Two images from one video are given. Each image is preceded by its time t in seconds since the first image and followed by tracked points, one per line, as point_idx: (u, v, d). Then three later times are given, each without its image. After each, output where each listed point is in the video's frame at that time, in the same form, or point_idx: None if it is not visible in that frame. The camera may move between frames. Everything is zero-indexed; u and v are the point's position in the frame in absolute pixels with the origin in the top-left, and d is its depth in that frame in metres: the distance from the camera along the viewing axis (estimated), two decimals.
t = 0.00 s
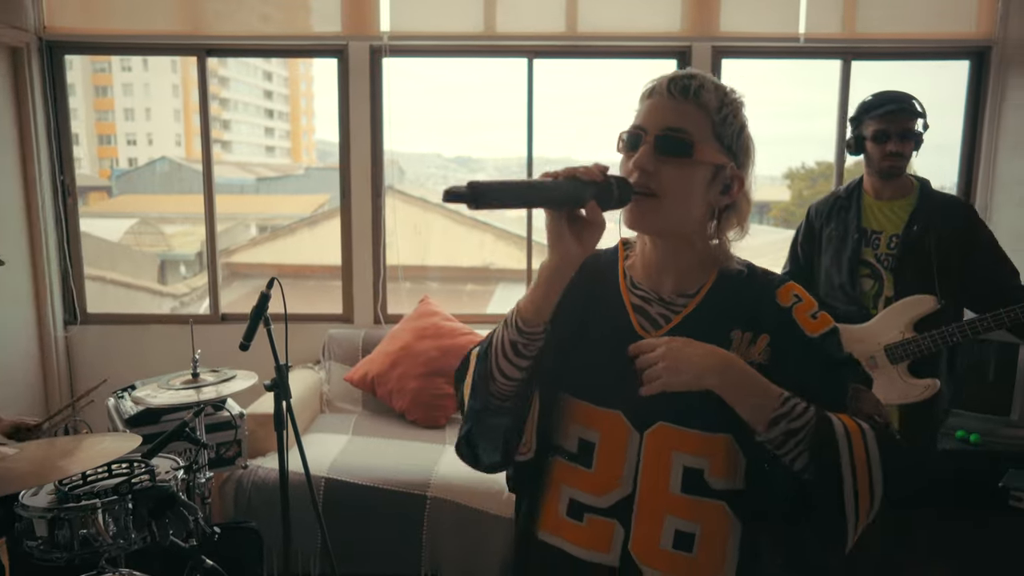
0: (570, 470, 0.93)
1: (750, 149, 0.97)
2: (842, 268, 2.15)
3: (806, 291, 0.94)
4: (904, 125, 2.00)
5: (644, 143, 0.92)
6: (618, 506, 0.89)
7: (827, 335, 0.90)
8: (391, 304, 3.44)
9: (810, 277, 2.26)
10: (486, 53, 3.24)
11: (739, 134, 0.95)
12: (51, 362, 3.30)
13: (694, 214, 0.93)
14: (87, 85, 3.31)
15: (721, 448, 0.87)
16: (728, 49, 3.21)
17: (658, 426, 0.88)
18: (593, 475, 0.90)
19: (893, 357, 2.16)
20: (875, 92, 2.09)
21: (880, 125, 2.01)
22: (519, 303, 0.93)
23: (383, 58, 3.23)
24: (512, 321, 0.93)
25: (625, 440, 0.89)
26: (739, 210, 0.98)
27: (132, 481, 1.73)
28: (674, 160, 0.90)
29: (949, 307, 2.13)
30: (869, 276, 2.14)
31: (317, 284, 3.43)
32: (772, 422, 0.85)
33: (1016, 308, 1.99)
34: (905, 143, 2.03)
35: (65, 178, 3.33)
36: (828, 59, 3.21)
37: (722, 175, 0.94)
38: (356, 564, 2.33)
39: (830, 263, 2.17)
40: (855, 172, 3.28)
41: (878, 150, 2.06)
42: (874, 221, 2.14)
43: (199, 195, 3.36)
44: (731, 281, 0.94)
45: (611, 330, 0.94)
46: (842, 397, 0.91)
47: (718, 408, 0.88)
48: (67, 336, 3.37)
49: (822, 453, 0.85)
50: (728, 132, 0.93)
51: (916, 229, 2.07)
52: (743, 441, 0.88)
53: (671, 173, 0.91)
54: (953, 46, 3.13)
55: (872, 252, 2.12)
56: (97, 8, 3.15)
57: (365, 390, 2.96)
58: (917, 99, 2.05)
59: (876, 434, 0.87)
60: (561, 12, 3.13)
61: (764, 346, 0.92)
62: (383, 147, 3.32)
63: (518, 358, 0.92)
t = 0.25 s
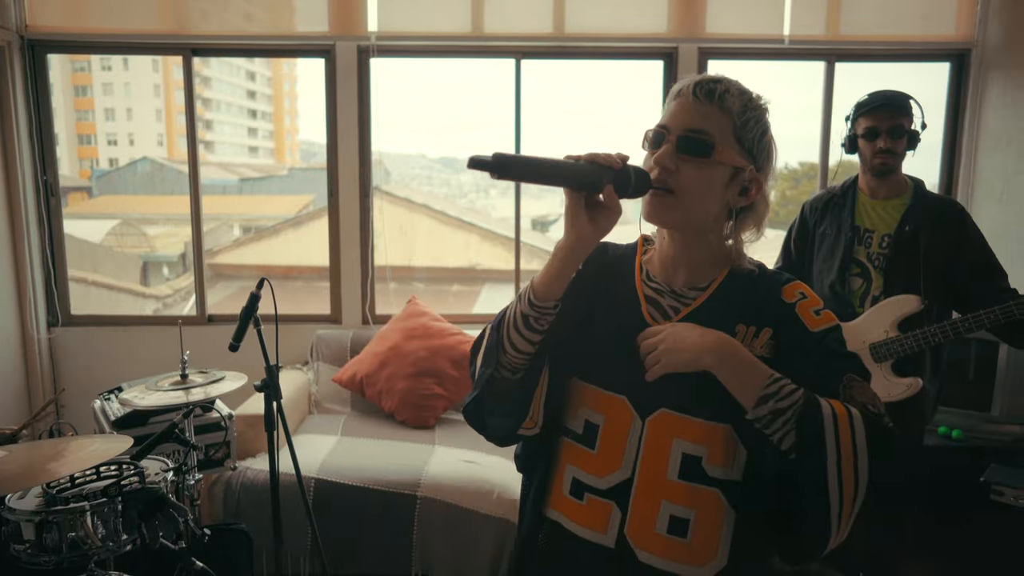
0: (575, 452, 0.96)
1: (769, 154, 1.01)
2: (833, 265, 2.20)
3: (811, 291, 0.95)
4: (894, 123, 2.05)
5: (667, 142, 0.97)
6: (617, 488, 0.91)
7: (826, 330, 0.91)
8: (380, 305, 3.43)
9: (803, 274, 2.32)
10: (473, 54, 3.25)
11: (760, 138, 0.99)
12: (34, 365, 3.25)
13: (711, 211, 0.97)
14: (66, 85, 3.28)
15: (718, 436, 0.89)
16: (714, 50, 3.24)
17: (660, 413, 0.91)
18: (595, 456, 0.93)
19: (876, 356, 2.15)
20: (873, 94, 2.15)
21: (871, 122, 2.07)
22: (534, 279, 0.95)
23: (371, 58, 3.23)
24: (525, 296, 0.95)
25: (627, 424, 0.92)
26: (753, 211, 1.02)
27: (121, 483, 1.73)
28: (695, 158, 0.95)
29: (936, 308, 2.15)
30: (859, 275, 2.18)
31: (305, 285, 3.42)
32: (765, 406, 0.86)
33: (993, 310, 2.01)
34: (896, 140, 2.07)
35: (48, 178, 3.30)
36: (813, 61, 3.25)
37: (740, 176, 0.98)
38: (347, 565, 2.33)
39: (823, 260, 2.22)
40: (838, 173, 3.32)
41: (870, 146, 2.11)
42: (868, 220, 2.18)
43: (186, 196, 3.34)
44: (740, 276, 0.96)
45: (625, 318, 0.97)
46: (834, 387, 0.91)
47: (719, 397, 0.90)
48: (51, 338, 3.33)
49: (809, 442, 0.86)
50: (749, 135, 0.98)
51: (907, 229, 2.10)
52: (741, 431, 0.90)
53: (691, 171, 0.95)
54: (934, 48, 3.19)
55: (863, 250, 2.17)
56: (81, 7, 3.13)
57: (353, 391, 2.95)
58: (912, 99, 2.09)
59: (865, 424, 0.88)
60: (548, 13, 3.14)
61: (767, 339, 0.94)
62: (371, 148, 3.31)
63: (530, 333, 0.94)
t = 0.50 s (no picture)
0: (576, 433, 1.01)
1: (774, 157, 1.03)
2: (817, 261, 2.24)
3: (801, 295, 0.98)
4: (879, 123, 2.09)
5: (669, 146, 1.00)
6: (610, 469, 0.97)
7: (811, 333, 0.94)
8: (368, 305, 3.43)
9: (789, 270, 2.35)
10: (460, 55, 3.26)
11: (762, 143, 1.01)
12: (18, 369, 3.21)
13: (710, 212, 1.00)
14: (45, 85, 3.25)
15: (703, 427, 0.93)
16: (700, 52, 3.27)
17: (648, 401, 0.95)
18: (591, 438, 0.99)
19: (852, 352, 2.17)
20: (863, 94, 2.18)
21: (857, 121, 2.11)
22: (537, 270, 0.99)
23: (359, 59, 3.23)
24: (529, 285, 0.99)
25: (622, 409, 0.97)
26: (756, 212, 1.05)
27: (111, 485, 1.72)
28: (694, 162, 0.98)
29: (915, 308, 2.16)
30: (841, 272, 2.22)
31: (293, 286, 3.41)
32: (740, 399, 0.89)
33: (959, 312, 2.04)
34: (880, 141, 2.10)
35: (31, 179, 3.27)
36: (797, 63, 3.29)
37: (741, 179, 1.01)
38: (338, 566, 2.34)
39: (810, 255, 2.25)
40: (822, 174, 3.37)
41: (852, 147, 2.15)
42: (852, 219, 2.22)
43: (172, 196, 3.32)
44: (735, 275, 0.99)
45: (626, 309, 1.01)
46: (805, 387, 0.95)
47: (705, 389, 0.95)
48: (34, 341, 3.30)
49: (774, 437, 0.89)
50: (750, 140, 1.00)
51: (889, 228, 2.14)
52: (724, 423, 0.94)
53: (690, 173, 0.98)
54: (915, 51, 3.24)
55: (846, 248, 2.21)
56: (64, 6, 3.10)
57: (342, 392, 2.95)
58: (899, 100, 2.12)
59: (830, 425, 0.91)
60: (536, 14, 3.16)
61: (754, 339, 0.96)
62: (359, 149, 3.31)
63: (532, 319, 0.98)
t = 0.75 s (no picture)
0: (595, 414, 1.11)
1: (775, 161, 1.06)
2: (797, 258, 2.30)
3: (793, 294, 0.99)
4: (852, 126, 2.14)
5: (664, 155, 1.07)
6: (614, 446, 1.06)
7: (793, 327, 0.95)
8: (357, 305, 3.44)
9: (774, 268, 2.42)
10: (448, 56, 3.28)
11: (758, 149, 1.05)
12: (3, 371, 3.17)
13: (704, 216, 1.06)
14: (23, 83, 3.22)
15: (696, 412, 0.99)
16: (685, 54, 3.31)
17: (649, 385, 1.03)
18: (604, 417, 1.09)
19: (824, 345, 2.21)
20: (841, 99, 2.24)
21: (832, 124, 2.17)
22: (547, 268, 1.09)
23: (347, 59, 3.24)
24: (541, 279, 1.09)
25: (628, 392, 1.05)
26: (759, 215, 1.08)
27: (105, 484, 1.72)
28: (684, 170, 1.04)
29: (885, 302, 2.20)
30: (819, 269, 2.27)
31: (282, 286, 3.41)
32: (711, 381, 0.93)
33: (907, 307, 2.09)
34: (855, 143, 2.15)
35: (16, 179, 3.24)
36: (781, 66, 3.34)
37: (734, 185, 1.05)
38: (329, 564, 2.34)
39: (794, 251, 2.32)
40: (804, 175, 3.42)
41: (830, 150, 2.21)
42: (833, 218, 2.26)
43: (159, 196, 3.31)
44: (732, 273, 1.03)
45: (639, 302, 1.10)
46: (780, 375, 0.93)
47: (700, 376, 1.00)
48: (19, 342, 3.26)
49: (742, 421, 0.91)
50: (744, 146, 1.04)
51: (864, 226, 2.17)
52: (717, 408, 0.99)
53: (683, 181, 1.05)
54: (895, 54, 3.30)
55: (825, 246, 2.25)
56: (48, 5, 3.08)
57: (332, 391, 2.96)
58: (874, 103, 2.17)
59: (795, 413, 0.91)
60: (523, 16, 3.18)
61: (745, 333, 0.99)
62: (348, 149, 3.32)
63: (543, 309, 1.08)
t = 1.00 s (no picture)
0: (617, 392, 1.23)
1: (769, 154, 1.11)
2: (779, 257, 2.38)
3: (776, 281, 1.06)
4: (824, 129, 2.21)
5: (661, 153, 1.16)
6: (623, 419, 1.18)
7: (761, 310, 1.03)
8: (347, 306, 3.46)
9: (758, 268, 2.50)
10: (436, 58, 3.31)
11: (748, 143, 1.11)
12: None
13: (698, 208, 1.14)
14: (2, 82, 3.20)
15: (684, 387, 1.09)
16: (671, 57, 3.36)
17: (649, 363, 1.15)
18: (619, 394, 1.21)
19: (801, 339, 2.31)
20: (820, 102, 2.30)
21: (806, 127, 2.24)
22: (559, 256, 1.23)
23: (337, 61, 3.26)
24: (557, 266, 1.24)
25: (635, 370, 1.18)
26: (757, 204, 1.13)
27: (101, 482, 1.74)
28: (677, 167, 1.13)
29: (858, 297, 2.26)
30: (799, 266, 2.33)
31: (271, 286, 3.42)
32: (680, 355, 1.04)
33: (869, 294, 2.15)
34: (826, 146, 2.22)
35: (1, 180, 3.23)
36: (764, 68, 3.40)
37: (726, 178, 1.12)
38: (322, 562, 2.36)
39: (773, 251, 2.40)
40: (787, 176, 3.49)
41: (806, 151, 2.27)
42: (812, 217, 2.32)
43: (147, 197, 3.31)
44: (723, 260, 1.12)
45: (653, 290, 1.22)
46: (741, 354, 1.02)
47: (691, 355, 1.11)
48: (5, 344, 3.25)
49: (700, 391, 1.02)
50: (732, 142, 1.11)
51: (838, 224, 2.22)
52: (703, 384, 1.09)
53: (677, 177, 1.14)
54: (874, 58, 3.38)
55: (804, 244, 2.32)
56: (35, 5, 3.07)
57: (322, 391, 2.97)
58: (849, 106, 2.23)
59: (741, 390, 1.00)
60: (511, 18, 3.22)
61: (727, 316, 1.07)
62: (337, 149, 3.34)
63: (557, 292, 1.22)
